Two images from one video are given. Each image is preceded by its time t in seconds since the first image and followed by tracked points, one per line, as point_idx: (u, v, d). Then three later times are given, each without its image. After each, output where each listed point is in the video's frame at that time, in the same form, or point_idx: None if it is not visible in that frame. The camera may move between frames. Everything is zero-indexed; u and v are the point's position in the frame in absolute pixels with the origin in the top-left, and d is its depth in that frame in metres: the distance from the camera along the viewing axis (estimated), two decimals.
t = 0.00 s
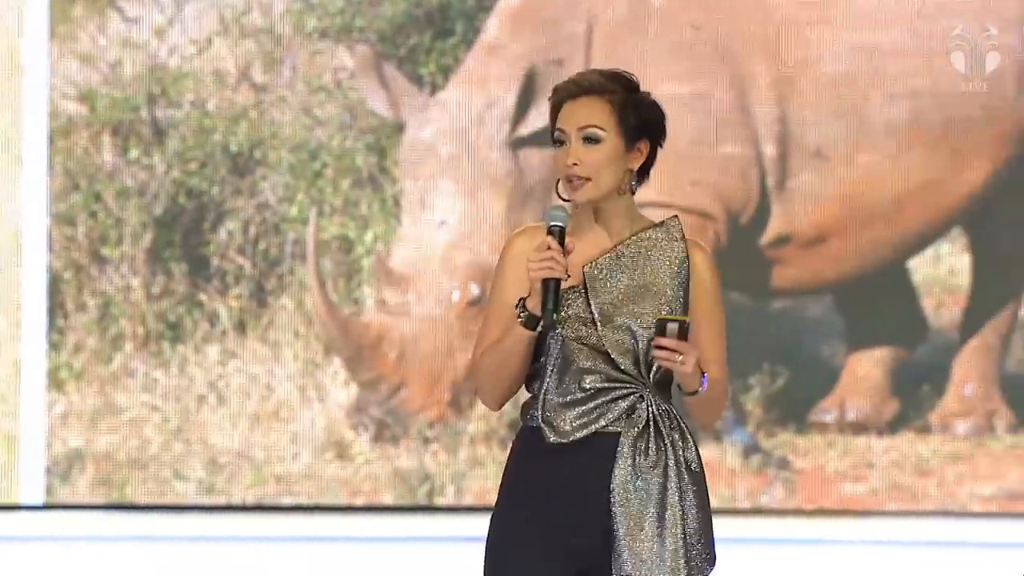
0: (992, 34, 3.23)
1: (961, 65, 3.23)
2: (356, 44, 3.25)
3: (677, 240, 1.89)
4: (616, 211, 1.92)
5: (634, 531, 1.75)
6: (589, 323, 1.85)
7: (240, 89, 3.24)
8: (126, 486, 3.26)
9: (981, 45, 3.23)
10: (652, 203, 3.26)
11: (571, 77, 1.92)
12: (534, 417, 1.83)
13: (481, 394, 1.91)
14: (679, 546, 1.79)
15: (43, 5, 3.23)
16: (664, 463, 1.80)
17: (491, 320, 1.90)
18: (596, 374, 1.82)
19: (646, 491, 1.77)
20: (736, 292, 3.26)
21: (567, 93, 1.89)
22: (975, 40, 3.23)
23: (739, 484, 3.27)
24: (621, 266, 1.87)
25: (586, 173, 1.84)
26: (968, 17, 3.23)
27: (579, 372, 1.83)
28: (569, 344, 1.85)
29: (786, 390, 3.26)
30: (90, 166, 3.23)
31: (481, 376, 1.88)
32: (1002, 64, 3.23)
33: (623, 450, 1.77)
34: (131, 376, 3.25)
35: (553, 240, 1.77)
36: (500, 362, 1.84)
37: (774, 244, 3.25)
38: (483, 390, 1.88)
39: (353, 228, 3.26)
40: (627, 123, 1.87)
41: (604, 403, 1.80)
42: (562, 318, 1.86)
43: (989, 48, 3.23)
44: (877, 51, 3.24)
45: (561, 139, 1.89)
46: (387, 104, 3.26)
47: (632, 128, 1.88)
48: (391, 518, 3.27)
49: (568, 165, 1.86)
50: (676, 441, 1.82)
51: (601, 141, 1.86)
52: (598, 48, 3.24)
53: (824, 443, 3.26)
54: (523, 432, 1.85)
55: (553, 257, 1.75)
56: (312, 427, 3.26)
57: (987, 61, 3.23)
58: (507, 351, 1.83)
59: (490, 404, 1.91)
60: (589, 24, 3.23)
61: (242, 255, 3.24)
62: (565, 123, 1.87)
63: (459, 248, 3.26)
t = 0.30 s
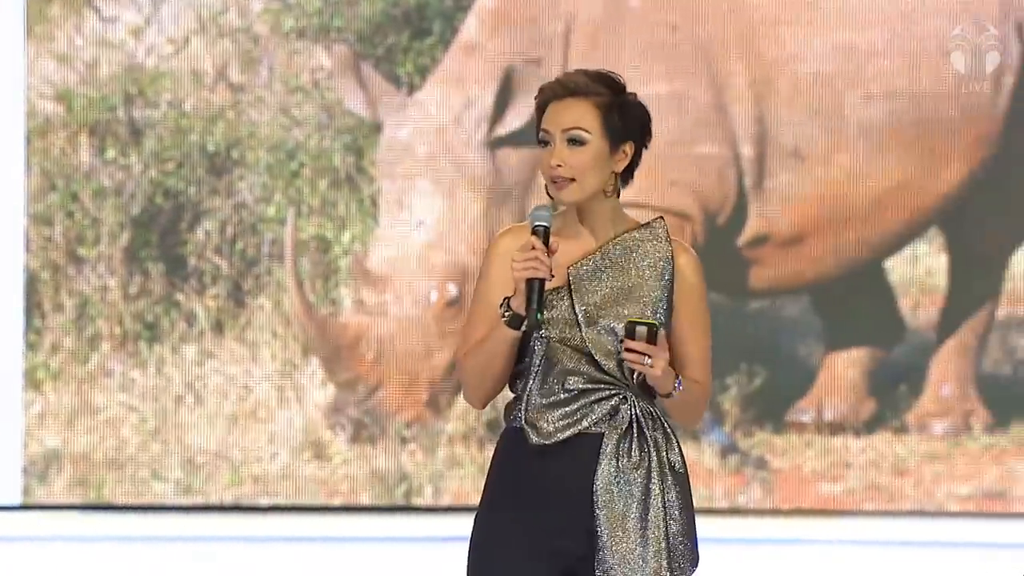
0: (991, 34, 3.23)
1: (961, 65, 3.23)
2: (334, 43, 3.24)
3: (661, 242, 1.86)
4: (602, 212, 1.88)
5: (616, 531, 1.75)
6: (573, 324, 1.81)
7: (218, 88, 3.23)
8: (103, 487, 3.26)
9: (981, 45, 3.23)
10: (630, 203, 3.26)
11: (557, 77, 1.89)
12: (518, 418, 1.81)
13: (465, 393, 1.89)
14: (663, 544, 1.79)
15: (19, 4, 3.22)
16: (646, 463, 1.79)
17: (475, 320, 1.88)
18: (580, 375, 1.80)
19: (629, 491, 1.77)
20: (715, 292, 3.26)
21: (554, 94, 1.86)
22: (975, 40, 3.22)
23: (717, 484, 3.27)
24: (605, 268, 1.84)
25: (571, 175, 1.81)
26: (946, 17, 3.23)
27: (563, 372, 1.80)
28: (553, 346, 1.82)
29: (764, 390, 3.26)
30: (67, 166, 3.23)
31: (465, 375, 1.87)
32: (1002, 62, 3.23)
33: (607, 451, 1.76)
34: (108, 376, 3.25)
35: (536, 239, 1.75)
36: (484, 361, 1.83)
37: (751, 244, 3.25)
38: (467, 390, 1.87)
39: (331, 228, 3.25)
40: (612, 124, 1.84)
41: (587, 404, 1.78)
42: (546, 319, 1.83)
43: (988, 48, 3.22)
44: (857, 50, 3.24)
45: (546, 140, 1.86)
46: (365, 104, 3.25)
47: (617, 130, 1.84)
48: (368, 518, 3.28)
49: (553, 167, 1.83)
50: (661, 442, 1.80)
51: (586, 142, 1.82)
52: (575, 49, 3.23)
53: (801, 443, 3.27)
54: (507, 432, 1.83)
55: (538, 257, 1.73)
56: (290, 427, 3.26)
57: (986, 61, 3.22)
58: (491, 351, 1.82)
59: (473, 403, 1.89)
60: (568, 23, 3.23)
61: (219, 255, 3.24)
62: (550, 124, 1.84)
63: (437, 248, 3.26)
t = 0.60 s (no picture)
0: (992, 35, 3.24)
1: (963, 66, 3.24)
2: (321, 43, 3.24)
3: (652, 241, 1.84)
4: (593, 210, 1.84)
5: (608, 531, 1.71)
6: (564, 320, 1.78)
7: (205, 88, 3.23)
8: (89, 486, 3.27)
9: (981, 46, 3.24)
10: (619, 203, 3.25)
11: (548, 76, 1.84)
12: (507, 416, 1.77)
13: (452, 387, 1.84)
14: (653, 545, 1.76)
15: (6, 4, 3.22)
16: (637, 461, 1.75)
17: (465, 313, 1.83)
18: (572, 372, 1.76)
19: (619, 490, 1.73)
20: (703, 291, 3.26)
21: (546, 92, 1.81)
22: (975, 41, 3.23)
23: (703, 483, 3.27)
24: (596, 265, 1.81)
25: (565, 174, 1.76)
26: (933, 17, 3.23)
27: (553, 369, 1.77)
28: (543, 342, 1.78)
29: (751, 391, 3.26)
30: (54, 166, 3.22)
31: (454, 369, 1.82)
32: (1001, 64, 3.24)
33: (596, 450, 1.72)
34: (95, 376, 3.25)
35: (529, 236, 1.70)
36: (474, 357, 1.78)
37: (738, 244, 3.25)
38: (454, 384, 1.82)
39: (318, 228, 3.25)
40: (605, 124, 1.80)
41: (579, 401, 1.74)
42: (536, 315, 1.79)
43: (988, 48, 3.23)
44: (846, 50, 3.24)
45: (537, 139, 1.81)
46: (352, 104, 3.25)
47: (610, 129, 1.80)
48: (355, 518, 3.28)
49: (545, 166, 1.78)
50: (649, 441, 1.77)
51: (578, 142, 1.78)
52: (563, 49, 3.23)
53: (788, 443, 3.27)
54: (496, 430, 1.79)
55: (531, 253, 1.68)
56: (277, 427, 3.26)
57: (987, 61, 3.24)
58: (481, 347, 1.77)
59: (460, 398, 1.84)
60: (555, 23, 3.22)
61: (206, 255, 3.24)
62: (542, 123, 1.79)
63: (424, 247, 3.26)
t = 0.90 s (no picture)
0: (991, 35, 3.24)
1: (963, 65, 3.24)
2: (313, 43, 3.24)
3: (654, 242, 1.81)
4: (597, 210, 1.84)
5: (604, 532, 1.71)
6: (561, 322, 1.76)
7: (197, 88, 3.23)
8: (82, 486, 3.26)
9: (981, 45, 3.24)
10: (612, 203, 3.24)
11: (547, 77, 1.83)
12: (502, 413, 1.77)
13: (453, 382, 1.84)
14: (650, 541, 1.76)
15: None
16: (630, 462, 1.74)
17: (465, 309, 1.83)
18: (566, 372, 1.75)
19: (611, 491, 1.72)
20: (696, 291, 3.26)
21: (546, 94, 1.80)
22: (974, 40, 3.23)
23: (696, 483, 3.27)
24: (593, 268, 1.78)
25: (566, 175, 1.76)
26: (926, 18, 3.23)
27: (548, 367, 1.76)
28: (539, 342, 1.77)
29: (743, 390, 3.26)
30: (46, 166, 3.22)
31: (453, 363, 1.82)
32: (1002, 63, 3.24)
33: (588, 451, 1.71)
34: (88, 376, 3.25)
35: (525, 235, 1.69)
36: (474, 351, 1.79)
37: (730, 244, 3.25)
38: (455, 378, 1.82)
39: (310, 228, 3.25)
40: (606, 123, 1.78)
41: (572, 402, 1.73)
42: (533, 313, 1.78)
43: (988, 48, 3.24)
44: (839, 50, 3.23)
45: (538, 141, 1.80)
46: (345, 104, 3.25)
47: (611, 128, 1.79)
48: (348, 518, 3.28)
49: (546, 167, 1.77)
50: (643, 443, 1.76)
51: (579, 142, 1.77)
52: (555, 49, 3.23)
53: (780, 442, 3.27)
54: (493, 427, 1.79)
55: (526, 253, 1.67)
56: (270, 426, 3.27)
57: (987, 61, 3.24)
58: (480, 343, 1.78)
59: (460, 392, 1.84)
60: (548, 23, 3.22)
61: (199, 255, 3.24)
62: (543, 125, 1.78)
63: (416, 247, 3.26)
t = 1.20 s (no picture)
0: (991, 34, 3.24)
1: (963, 65, 3.24)
2: (313, 43, 3.24)
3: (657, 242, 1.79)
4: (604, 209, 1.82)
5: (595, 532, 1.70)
6: (557, 322, 1.78)
7: (197, 88, 3.23)
8: (81, 486, 3.26)
9: (981, 45, 3.24)
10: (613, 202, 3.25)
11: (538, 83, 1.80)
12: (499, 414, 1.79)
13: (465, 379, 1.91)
14: (644, 544, 1.74)
15: None
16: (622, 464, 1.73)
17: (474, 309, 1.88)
18: (560, 373, 1.75)
19: (601, 492, 1.71)
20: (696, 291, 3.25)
21: (537, 101, 1.77)
22: (974, 40, 3.23)
23: (696, 483, 3.28)
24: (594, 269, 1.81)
25: (566, 178, 1.74)
26: (925, 18, 3.23)
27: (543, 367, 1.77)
28: (537, 343, 1.79)
29: (743, 390, 3.26)
30: (46, 165, 3.22)
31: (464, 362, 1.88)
32: (1002, 63, 3.24)
33: (579, 450, 1.71)
34: (88, 376, 3.25)
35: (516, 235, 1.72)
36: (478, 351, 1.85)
37: (730, 244, 3.25)
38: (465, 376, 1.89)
39: (310, 228, 3.25)
40: (600, 121, 1.75)
41: (563, 403, 1.73)
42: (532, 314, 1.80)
43: (988, 48, 3.24)
44: (839, 50, 3.24)
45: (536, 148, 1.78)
46: (345, 103, 3.25)
47: (606, 126, 1.76)
48: (348, 518, 3.28)
49: (546, 174, 1.75)
50: (634, 446, 1.73)
51: (575, 145, 1.74)
52: (555, 49, 3.23)
53: (780, 442, 3.27)
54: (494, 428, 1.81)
55: (515, 253, 1.70)
56: (270, 426, 3.27)
57: (987, 61, 3.24)
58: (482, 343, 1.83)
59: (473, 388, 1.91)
60: (548, 23, 3.22)
61: (199, 255, 3.24)
62: (538, 133, 1.76)
63: (416, 247, 3.26)
